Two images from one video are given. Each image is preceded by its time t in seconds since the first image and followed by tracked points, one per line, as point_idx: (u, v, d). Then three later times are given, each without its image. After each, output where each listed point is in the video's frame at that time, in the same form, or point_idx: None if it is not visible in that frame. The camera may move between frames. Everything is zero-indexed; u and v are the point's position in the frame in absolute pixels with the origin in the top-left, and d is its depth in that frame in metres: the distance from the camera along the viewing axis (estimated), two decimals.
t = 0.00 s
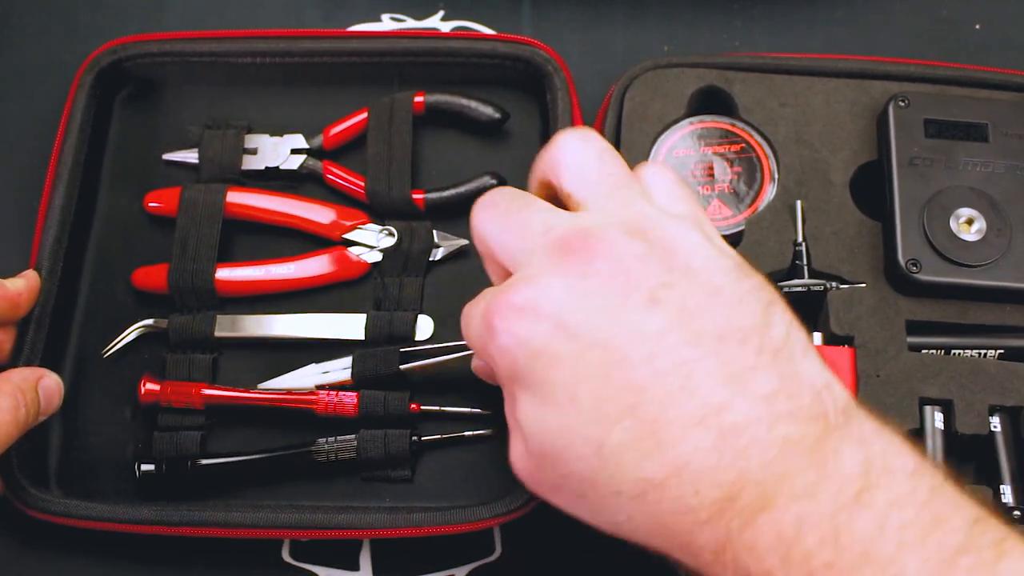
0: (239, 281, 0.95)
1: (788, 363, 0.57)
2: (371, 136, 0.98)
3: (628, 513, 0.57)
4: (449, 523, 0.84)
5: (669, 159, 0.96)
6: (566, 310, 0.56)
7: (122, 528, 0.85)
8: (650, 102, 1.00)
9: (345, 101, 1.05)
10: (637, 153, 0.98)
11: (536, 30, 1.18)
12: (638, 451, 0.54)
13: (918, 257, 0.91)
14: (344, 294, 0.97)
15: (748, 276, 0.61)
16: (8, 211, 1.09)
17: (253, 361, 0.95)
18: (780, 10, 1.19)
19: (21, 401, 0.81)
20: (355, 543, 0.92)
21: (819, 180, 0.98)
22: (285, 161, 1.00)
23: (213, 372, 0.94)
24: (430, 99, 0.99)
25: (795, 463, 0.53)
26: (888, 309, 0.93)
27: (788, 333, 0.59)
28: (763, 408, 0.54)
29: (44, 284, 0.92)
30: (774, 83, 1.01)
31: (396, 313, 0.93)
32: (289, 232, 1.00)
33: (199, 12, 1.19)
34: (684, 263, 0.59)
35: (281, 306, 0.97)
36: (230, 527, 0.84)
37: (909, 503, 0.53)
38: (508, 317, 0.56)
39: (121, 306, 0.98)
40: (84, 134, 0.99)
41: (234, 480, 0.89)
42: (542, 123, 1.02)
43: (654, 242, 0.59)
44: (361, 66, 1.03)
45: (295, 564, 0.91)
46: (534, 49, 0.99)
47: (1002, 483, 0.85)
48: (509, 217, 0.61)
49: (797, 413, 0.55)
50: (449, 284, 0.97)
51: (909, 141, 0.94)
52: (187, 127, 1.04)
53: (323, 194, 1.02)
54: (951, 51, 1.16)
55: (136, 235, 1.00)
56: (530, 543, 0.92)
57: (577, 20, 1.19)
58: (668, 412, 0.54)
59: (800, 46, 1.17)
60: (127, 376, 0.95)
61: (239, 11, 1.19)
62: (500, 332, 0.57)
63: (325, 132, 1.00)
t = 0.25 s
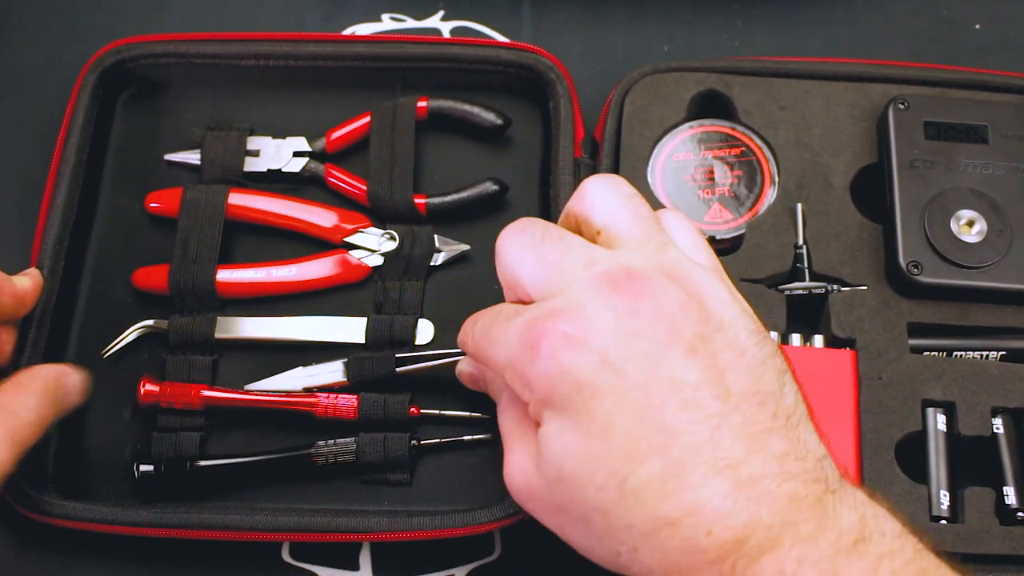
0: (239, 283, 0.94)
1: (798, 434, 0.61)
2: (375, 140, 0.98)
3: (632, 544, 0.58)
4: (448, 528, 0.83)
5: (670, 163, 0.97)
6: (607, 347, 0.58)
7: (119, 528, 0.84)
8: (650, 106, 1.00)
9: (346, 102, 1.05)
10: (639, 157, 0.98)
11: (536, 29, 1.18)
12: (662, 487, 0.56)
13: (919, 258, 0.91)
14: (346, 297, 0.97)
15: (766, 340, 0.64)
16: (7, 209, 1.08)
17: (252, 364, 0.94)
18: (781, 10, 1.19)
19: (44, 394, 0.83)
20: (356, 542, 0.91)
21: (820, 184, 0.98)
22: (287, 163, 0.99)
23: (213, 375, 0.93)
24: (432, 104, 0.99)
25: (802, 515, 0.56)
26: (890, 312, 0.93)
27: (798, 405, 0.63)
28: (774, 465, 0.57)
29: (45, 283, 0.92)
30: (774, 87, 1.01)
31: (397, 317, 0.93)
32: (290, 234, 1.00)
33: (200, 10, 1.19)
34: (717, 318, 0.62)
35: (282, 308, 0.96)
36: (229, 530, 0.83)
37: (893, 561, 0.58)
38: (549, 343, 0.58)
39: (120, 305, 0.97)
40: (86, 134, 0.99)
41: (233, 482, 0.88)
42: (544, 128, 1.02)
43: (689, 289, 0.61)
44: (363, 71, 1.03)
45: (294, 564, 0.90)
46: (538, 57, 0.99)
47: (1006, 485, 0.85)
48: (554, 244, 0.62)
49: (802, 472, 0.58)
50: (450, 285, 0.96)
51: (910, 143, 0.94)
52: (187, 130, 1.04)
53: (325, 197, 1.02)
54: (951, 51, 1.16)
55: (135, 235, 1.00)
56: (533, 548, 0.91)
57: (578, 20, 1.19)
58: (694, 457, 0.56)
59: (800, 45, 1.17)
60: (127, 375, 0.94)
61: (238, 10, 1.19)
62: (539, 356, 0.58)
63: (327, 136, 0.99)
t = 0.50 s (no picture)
0: (250, 274, 0.94)
1: (826, 430, 0.63)
2: (385, 129, 0.98)
3: (657, 547, 0.60)
4: (459, 521, 0.83)
5: (676, 158, 0.97)
6: (631, 349, 0.59)
7: (136, 524, 0.85)
8: (655, 100, 0.99)
9: (351, 98, 1.05)
10: (644, 151, 0.98)
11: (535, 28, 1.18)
12: (686, 491, 0.57)
13: (925, 256, 0.91)
14: (352, 290, 0.97)
15: (796, 333, 0.65)
16: (11, 208, 1.09)
17: (257, 358, 0.95)
18: (780, 10, 1.19)
19: (125, 400, 0.76)
20: (355, 541, 0.93)
21: (825, 179, 0.98)
22: (297, 154, 0.99)
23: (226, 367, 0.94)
24: (441, 91, 0.99)
25: (828, 516, 0.58)
26: (895, 309, 0.93)
27: (827, 401, 0.65)
28: (801, 466, 0.59)
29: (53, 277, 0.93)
30: (780, 82, 1.01)
31: (407, 306, 0.92)
32: (298, 227, 1.00)
33: (201, 11, 1.19)
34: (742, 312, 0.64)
35: (290, 302, 0.97)
36: (239, 523, 0.84)
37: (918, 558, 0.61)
38: (573, 347, 0.60)
39: (127, 300, 0.97)
40: (96, 131, 0.99)
41: (243, 476, 0.89)
42: (554, 115, 1.02)
43: (712, 289, 0.64)
44: (369, 61, 1.03)
45: (295, 564, 0.92)
46: (547, 41, 0.98)
47: (1009, 484, 0.86)
48: (575, 241, 0.65)
49: (828, 474, 0.60)
50: (456, 280, 0.96)
51: (916, 140, 0.94)
52: (197, 122, 1.04)
53: (336, 189, 1.02)
54: (950, 51, 1.16)
55: (144, 230, 1.00)
56: (536, 542, 0.92)
57: (577, 20, 1.19)
58: (721, 459, 0.57)
59: (800, 46, 1.17)
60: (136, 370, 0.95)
61: (238, 10, 1.19)
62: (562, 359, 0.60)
63: (337, 126, 1.00)
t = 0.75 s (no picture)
0: (253, 278, 0.94)
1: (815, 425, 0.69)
2: (387, 136, 0.98)
3: (676, 498, 0.62)
4: (462, 523, 0.84)
5: (681, 162, 0.97)
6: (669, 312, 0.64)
7: (137, 523, 0.85)
8: (662, 103, 1.00)
9: (355, 99, 1.05)
10: (650, 155, 0.98)
11: (536, 29, 1.18)
12: (715, 442, 0.61)
13: (930, 258, 0.91)
14: (356, 293, 0.97)
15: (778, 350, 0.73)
16: (10, 208, 1.08)
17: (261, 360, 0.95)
18: (780, 10, 1.19)
19: (128, 407, 0.75)
20: (355, 543, 0.93)
21: (833, 182, 0.98)
22: (300, 158, 0.99)
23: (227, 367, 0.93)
24: (444, 101, 0.99)
25: (836, 485, 0.62)
26: (901, 310, 0.93)
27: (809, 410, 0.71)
28: (808, 441, 0.64)
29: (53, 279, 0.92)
30: (786, 86, 1.01)
31: (410, 311, 0.93)
32: (300, 230, 1.00)
33: (201, 12, 1.19)
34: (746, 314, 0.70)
35: (292, 304, 0.97)
36: (244, 525, 0.84)
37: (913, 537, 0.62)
38: (621, 299, 0.63)
39: (129, 301, 0.97)
40: (99, 129, 0.99)
41: (245, 476, 0.89)
42: (557, 126, 1.02)
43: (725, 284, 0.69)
44: (374, 68, 1.03)
45: (295, 564, 0.92)
46: (550, 53, 0.99)
47: (1014, 485, 0.86)
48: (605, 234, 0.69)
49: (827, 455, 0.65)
50: (461, 282, 0.96)
51: (921, 143, 0.94)
52: (198, 124, 1.04)
53: (337, 193, 1.02)
54: (950, 51, 1.16)
55: (144, 232, 1.00)
56: (540, 543, 0.92)
57: (577, 21, 1.19)
58: (753, 417, 0.62)
59: (800, 46, 1.17)
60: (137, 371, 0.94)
61: (240, 9, 1.19)
62: (619, 305, 0.63)
63: (339, 132, 1.00)
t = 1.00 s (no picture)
0: (252, 279, 0.94)
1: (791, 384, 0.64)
2: (387, 135, 0.98)
3: (634, 490, 0.59)
4: (461, 526, 0.84)
5: (681, 162, 0.97)
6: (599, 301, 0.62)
7: (139, 523, 0.85)
8: (662, 103, 1.00)
9: (356, 99, 1.05)
10: (649, 155, 0.98)
11: (536, 29, 1.18)
12: (657, 426, 0.58)
13: (929, 263, 0.91)
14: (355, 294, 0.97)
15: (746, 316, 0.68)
16: (9, 207, 1.08)
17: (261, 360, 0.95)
18: (780, 11, 1.19)
19: (123, 412, 0.75)
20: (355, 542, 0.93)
21: (831, 184, 0.98)
22: (299, 158, 0.99)
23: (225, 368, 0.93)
24: (444, 99, 0.99)
25: (799, 452, 0.57)
26: (899, 314, 0.93)
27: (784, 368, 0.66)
28: (768, 408, 0.59)
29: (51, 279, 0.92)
30: (786, 87, 1.01)
31: (410, 312, 0.93)
32: (300, 229, 1.00)
33: (201, 11, 1.18)
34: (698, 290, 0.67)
35: (292, 304, 0.97)
36: (245, 525, 0.84)
37: (892, 494, 0.55)
38: (546, 294, 0.62)
39: (129, 301, 0.97)
40: (98, 129, 0.99)
41: (246, 477, 0.89)
42: (557, 121, 1.02)
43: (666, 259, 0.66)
44: (374, 66, 1.03)
45: (295, 564, 0.92)
46: (550, 50, 0.99)
47: (1010, 492, 0.85)
48: (538, 240, 0.67)
49: (799, 421, 0.59)
50: (460, 283, 0.96)
51: (921, 146, 0.94)
52: (198, 124, 1.04)
53: (338, 192, 1.02)
54: (950, 52, 1.16)
55: (144, 231, 1.00)
56: (539, 544, 0.92)
57: (577, 20, 1.18)
58: (691, 396, 0.59)
59: (800, 47, 1.17)
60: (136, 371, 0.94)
61: (240, 7, 1.19)
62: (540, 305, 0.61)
63: (339, 130, 0.99)
